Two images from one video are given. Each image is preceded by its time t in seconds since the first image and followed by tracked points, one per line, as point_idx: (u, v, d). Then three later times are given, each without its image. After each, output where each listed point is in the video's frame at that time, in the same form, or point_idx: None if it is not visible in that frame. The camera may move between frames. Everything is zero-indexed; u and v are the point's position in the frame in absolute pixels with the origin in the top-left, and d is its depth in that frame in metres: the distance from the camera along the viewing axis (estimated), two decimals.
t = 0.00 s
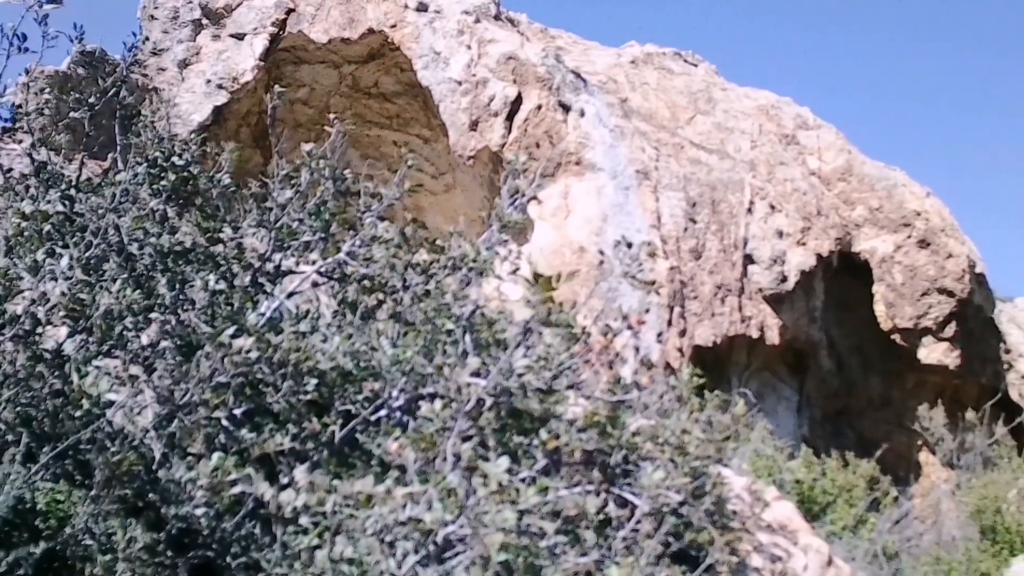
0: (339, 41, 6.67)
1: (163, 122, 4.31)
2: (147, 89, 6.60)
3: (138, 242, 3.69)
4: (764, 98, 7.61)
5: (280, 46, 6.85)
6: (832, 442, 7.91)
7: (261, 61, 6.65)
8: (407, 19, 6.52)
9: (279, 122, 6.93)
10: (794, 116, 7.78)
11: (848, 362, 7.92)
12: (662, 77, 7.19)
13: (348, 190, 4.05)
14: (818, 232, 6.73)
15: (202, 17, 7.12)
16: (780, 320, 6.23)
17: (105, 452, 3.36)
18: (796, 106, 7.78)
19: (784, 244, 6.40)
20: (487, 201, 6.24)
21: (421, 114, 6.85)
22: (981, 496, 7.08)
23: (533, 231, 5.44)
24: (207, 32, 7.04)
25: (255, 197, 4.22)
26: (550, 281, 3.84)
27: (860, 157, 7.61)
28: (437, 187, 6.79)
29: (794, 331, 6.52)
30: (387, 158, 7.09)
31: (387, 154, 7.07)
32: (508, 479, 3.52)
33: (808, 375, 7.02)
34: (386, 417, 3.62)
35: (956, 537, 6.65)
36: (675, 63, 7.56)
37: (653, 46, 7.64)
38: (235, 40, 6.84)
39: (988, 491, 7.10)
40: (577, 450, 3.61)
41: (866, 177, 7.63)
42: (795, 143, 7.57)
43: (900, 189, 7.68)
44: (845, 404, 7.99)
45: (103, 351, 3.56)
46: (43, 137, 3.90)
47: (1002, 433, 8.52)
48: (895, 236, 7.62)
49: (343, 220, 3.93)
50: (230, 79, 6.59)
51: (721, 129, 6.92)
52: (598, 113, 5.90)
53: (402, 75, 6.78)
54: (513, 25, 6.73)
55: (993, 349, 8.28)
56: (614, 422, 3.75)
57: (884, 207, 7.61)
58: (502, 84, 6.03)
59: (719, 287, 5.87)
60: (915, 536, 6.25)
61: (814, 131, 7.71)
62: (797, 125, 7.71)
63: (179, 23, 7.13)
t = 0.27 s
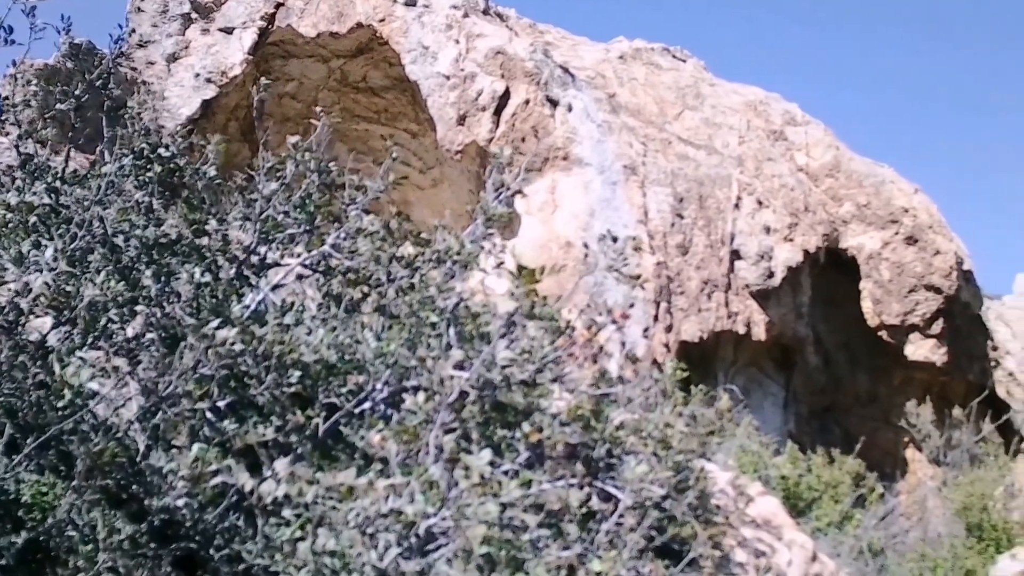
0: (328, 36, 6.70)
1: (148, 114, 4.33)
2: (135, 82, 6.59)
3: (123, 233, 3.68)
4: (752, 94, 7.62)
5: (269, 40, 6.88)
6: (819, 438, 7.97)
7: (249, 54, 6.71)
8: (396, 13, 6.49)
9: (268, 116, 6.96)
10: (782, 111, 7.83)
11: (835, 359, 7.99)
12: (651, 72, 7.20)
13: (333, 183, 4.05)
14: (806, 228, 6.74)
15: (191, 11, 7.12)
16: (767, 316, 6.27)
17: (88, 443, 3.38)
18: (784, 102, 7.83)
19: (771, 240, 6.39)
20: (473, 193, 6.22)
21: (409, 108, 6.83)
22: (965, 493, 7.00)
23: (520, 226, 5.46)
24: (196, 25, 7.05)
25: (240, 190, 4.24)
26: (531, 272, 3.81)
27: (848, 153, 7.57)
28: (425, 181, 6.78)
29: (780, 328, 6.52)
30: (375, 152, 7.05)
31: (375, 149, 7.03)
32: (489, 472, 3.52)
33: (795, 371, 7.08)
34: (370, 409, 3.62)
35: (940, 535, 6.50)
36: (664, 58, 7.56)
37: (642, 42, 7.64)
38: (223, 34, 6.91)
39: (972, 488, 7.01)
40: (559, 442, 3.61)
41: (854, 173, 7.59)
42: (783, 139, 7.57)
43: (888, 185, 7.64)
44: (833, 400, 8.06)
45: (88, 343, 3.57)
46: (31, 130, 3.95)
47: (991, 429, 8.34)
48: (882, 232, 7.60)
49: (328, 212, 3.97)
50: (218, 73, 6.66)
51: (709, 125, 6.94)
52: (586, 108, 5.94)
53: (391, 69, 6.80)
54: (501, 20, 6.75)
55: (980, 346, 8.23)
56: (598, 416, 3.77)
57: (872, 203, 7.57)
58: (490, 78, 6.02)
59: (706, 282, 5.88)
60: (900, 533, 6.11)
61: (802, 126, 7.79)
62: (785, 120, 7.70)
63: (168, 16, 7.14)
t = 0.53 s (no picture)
0: (316, 29, 6.70)
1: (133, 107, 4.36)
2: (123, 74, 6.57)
3: (108, 224, 3.70)
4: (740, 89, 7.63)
5: (258, 34, 6.90)
6: (805, 434, 7.87)
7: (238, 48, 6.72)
8: (384, 7, 6.47)
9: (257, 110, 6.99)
10: (770, 107, 7.86)
11: (822, 354, 7.88)
12: (639, 68, 7.23)
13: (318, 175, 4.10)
14: (793, 224, 6.75)
15: (181, 5, 7.13)
16: (754, 311, 6.28)
17: (72, 435, 3.31)
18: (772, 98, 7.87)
19: (759, 235, 6.39)
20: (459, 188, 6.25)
21: (397, 102, 6.79)
22: (955, 489, 6.63)
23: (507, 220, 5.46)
24: (185, 19, 7.04)
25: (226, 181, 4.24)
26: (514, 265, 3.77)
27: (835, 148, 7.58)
28: (412, 175, 6.79)
29: (767, 322, 6.56)
30: (361, 146, 7.02)
31: (362, 143, 7.00)
32: (470, 464, 3.53)
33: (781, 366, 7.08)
34: (354, 401, 3.63)
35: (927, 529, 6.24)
36: (652, 53, 7.58)
37: (630, 37, 7.66)
38: (213, 28, 6.93)
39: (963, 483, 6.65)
40: (541, 435, 3.61)
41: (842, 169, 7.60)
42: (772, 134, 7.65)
43: (876, 181, 7.62)
44: (818, 396, 7.97)
45: (72, 334, 3.58)
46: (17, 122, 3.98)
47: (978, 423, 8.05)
48: (870, 228, 7.55)
49: (313, 204, 3.99)
50: (207, 66, 6.69)
51: (697, 120, 6.98)
52: (575, 102, 5.93)
53: (379, 63, 6.76)
54: (490, 14, 6.78)
55: (967, 342, 8.03)
56: (582, 409, 3.79)
57: (859, 199, 7.55)
58: (478, 72, 6.01)
59: (692, 277, 5.91)
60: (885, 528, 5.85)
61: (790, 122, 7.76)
62: (773, 116, 7.78)
63: (158, 9, 7.12)
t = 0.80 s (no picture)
0: (307, 23, 6.67)
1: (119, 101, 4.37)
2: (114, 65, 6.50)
3: (95, 218, 3.73)
4: (731, 84, 7.58)
5: (249, 27, 6.85)
6: (793, 431, 7.63)
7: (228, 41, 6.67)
8: (375, 1, 6.45)
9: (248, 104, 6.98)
10: (759, 102, 7.58)
11: (811, 350, 7.65)
12: (629, 64, 7.23)
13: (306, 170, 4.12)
14: (781, 220, 6.71)
15: None
16: (742, 306, 6.28)
17: (58, 427, 3.40)
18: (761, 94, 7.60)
19: (747, 231, 6.40)
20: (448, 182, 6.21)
21: (387, 97, 6.77)
22: (943, 485, 6.66)
23: (496, 214, 5.52)
24: (176, 12, 6.97)
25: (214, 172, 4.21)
26: (496, 258, 3.87)
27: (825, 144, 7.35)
28: (402, 169, 6.81)
29: (756, 318, 6.54)
30: (349, 139, 6.99)
31: (351, 137, 6.99)
32: (454, 457, 3.54)
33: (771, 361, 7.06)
34: (340, 395, 3.65)
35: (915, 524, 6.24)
36: (642, 49, 7.58)
37: (620, 32, 7.64)
38: (204, 20, 6.85)
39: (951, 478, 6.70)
40: (523, 428, 3.67)
41: (832, 166, 7.37)
42: (761, 131, 7.38)
43: (866, 177, 7.43)
44: (807, 391, 7.73)
45: (59, 327, 3.59)
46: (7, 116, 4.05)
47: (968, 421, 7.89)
48: (859, 224, 7.35)
49: (300, 198, 4.00)
50: (198, 59, 6.60)
51: (687, 116, 6.97)
52: (564, 98, 5.99)
53: (369, 57, 6.72)
54: (481, 9, 6.77)
55: (957, 338, 7.83)
56: (568, 404, 3.80)
57: (848, 196, 7.34)
58: (469, 67, 6.04)
59: (681, 273, 5.90)
60: (873, 523, 5.70)
61: (780, 119, 7.49)
62: (763, 112, 7.49)
63: (150, 2, 7.08)
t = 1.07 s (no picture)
0: (296, 16, 6.71)
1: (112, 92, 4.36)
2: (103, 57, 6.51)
3: (80, 208, 3.71)
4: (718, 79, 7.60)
5: (237, 20, 6.83)
6: (779, 425, 7.59)
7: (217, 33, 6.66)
8: None
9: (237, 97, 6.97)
10: (747, 98, 7.73)
11: (798, 345, 7.61)
12: (616, 58, 7.26)
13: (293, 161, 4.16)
14: (768, 214, 6.70)
15: None
16: (729, 300, 6.28)
17: (40, 417, 3.32)
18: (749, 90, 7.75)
19: (733, 225, 6.41)
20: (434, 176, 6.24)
21: (375, 90, 6.80)
22: (930, 480, 6.67)
23: (484, 207, 5.55)
24: (165, 4, 6.96)
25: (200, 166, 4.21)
26: (478, 252, 3.80)
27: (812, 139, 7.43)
28: (390, 162, 6.82)
29: (741, 312, 6.58)
30: (337, 133, 7.03)
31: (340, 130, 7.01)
32: (436, 448, 3.56)
33: (757, 355, 7.08)
34: (325, 386, 3.67)
35: (903, 519, 6.27)
36: (630, 44, 7.61)
37: (608, 26, 7.66)
38: (193, 13, 6.84)
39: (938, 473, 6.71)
40: (504, 420, 3.63)
41: (819, 161, 7.43)
42: (748, 125, 7.52)
43: (853, 173, 7.42)
44: (794, 386, 7.69)
45: (43, 317, 3.60)
46: None
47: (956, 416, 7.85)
48: (847, 219, 7.33)
49: (285, 190, 3.99)
50: (187, 51, 6.61)
51: (673, 111, 7.01)
52: (550, 92, 6.05)
53: (358, 50, 6.78)
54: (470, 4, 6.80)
55: (944, 333, 7.77)
56: (552, 396, 3.83)
57: (835, 190, 7.36)
58: (456, 60, 6.07)
59: (667, 267, 5.93)
60: (859, 517, 5.70)
61: (767, 114, 7.61)
62: (751, 107, 7.64)
63: None
